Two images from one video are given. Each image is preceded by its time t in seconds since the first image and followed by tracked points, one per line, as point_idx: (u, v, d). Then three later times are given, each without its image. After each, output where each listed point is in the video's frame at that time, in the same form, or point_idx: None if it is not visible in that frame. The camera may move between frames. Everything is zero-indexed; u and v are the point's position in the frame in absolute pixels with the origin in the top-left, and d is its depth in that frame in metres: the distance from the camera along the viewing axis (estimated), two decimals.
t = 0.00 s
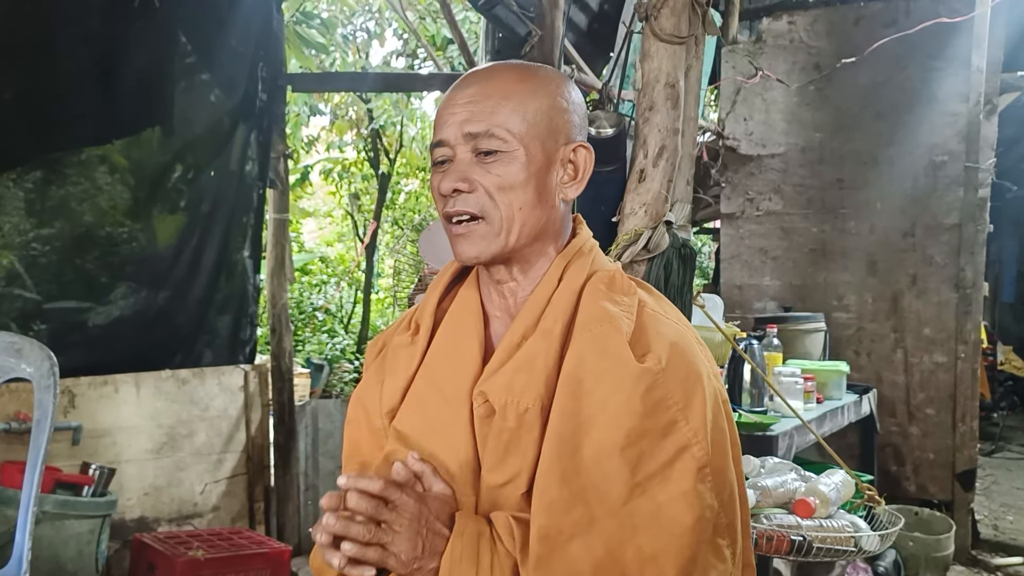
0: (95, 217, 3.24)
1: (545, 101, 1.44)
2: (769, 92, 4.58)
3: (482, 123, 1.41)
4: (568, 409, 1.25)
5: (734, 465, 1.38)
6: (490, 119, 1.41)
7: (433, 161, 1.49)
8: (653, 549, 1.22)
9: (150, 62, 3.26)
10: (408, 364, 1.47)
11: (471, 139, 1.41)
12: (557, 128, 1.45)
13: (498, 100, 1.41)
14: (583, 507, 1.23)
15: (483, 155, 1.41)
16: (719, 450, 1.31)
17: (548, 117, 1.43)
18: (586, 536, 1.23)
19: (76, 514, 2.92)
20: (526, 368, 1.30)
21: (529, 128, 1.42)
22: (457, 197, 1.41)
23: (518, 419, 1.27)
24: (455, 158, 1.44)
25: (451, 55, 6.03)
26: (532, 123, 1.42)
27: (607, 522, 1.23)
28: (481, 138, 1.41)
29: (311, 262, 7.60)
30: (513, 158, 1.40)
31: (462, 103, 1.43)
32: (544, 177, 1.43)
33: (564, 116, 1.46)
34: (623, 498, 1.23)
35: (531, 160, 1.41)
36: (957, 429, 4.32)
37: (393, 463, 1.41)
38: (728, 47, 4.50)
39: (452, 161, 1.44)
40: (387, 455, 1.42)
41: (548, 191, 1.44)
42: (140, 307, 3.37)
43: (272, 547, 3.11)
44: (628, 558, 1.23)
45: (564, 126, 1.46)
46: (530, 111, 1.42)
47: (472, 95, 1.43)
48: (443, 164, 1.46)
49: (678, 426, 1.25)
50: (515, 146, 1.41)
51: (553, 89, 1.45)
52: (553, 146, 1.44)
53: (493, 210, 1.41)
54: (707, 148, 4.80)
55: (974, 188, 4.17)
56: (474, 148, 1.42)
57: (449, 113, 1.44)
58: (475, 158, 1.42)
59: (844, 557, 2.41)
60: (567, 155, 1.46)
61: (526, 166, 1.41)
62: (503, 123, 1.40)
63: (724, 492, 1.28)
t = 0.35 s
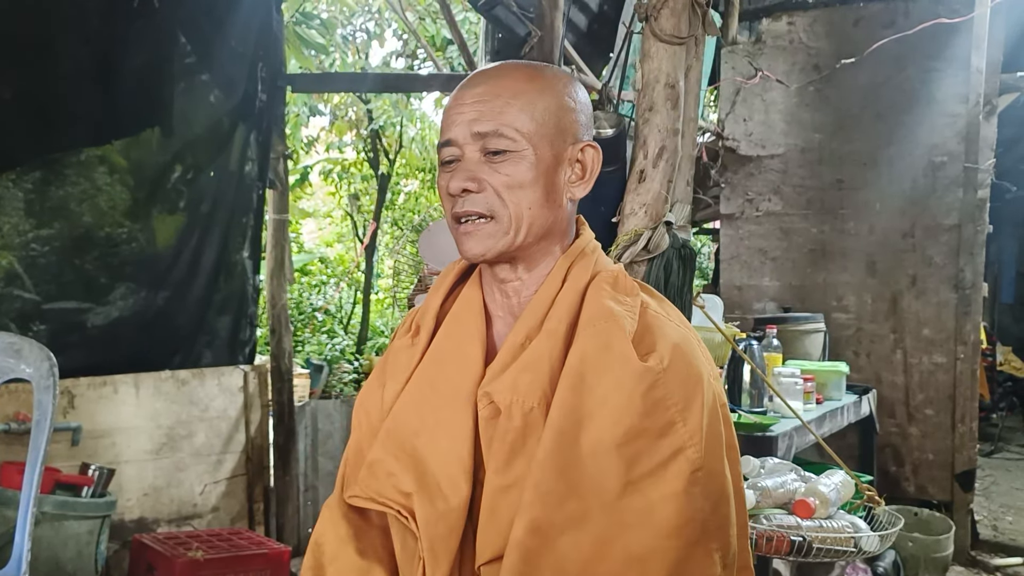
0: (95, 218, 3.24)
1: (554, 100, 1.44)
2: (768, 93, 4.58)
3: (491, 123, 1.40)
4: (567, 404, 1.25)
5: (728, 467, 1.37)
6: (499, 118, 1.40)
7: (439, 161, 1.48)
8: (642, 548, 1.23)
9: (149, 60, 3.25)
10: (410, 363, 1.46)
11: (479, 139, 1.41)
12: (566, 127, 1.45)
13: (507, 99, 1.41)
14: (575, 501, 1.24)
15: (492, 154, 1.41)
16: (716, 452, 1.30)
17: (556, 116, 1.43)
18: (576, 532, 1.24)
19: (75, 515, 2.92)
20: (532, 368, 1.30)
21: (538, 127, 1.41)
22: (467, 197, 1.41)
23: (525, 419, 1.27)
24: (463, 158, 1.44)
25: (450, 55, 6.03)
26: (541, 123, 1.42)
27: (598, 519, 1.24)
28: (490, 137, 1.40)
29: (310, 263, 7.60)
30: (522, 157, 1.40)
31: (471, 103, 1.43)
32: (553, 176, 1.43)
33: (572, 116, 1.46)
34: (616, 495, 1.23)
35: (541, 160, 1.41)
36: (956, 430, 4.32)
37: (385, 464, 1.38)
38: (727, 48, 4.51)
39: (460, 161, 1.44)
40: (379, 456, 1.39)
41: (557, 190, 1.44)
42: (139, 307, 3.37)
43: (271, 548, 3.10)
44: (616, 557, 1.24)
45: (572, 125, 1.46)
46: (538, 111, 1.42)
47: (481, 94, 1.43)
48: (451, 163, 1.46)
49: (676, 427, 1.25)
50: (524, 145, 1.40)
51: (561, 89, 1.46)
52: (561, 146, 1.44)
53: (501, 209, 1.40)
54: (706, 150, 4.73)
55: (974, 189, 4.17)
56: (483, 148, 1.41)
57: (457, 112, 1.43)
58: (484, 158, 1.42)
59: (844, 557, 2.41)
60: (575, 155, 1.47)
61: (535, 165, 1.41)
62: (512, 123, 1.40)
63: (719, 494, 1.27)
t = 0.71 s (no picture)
0: (94, 216, 3.24)
1: (535, 100, 1.42)
2: (767, 92, 4.58)
3: (471, 129, 1.39)
4: (561, 404, 1.24)
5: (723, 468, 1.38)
6: (477, 125, 1.39)
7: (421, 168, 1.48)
8: (632, 549, 1.23)
9: (149, 58, 3.25)
10: (402, 363, 1.46)
11: (460, 146, 1.40)
12: (548, 127, 1.44)
13: (487, 103, 1.40)
14: (568, 503, 1.23)
15: (473, 161, 1.40)
16: (710, 453, 1.30)
17: (538, 116, 1.42)
18: (568, 534, 1.23)
19: (75, 512, 2.91)
20: (525, 367, 1.29)
21: (518, 130, 1.40)
22: (450, 207, 1.40)
23: (516, 419, 1.26)
24: (444, 165, 1.43)
25: (450, 54, 6.03)
26: (522, 126, 1.40)
27: (589, 520, 1.24)
28: (471, 144, 1.40)
29: (308, 261, 7.59)
30: (505, 163, 1.39)
31: (450, 107, 1.41)
32: (537, 179, 1.42)
33: (554, 113, 1.45)
34: (609, 497, 1.23)
35: (524, 164, 1.40)
36: (955, 428, 4.33)
37: (377, 465, 1.38)
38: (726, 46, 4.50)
39: (441, 168, 1.43)
40: (371, 456, 1.39)
41: (541, 191, 1.43)
42: (138, 305, 3.37)
43: (271, 545, 3.10)
44: (607, 558, 1.24)
45: (553, 123, 1.44)
46: (519, 113, 1.40)
47: (460, 98, 1.41)
48: (432, 170, 1.45)
49: (670, 428, 1.25)
50: (506, 151, 1.39)
51: (543, 87, 1.44)
52: (544, 146, 1.43)
53: (488, 218, 1.40)
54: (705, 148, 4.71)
55: (973, 188, 4.18)
56: (464, 155, 1.41)
57: (436, 118, 1.42)
58: (466, 164, 1.41)
59: (843, 556, 2.41)
60: (559, 153, 1.45)
61: (518, 170, 1.40)
62: (491, 129, 1.39)
63: (714, 495, 1.28)
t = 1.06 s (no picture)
0: (94, 211, 3.23)
1: (513, 97, 1.42)
2: (768, 89, 4.57)
3: (449, 127, 1.39)
4: (546, 408, 1.24)
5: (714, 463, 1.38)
6: (456, 122, 1.39)
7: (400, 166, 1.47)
8: (624, 552, 1.23)
9: (149, 54, 3.25)
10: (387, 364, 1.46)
11: (437, 144, 1.40)
12: (529, 123, 1.44)
13: (464, 100, 1.40)
14: (557, 509, 1.23)
15: (451, 159, 1.40)
16: (700, 452, 1.30)
17: (517, 113, 1.42)
18: (558, 539, 1.23)
19: (73, 508, 2.91)
20: (510, 369, 1.28)
21: (498, 127, 1.40)
22: (430, 206, 1.40)
23: (501, 422, 1.25)
24: (423, 163, 1.42)
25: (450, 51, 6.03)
26: (501, 122, 1.40)
27: (579, 524, 1.23)
28: (449, 142, 1.39)
29: (308, 258, 7.59)
30: (484, 160, 1.39)
31: (427, 105, 1.41)
32: (517, 176, 1.42)
33: (535, 110, 1.45)
34: (597, 500, 1.23)
35: (503, 161, 1.40)
36: (955, 426, 4.33)
37: (361, 468, 1.37)
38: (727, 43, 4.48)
39: (420, 166, 1.43)
40: (356, 459, 1.38)
41: (522, 189, 1.43)
42: (138, 301, 3.38)
43: (270, 541, 3.10)
44: (598, 562, 1.24)
45: (534, 120, 1.45)
46: (498, 109, 1.40)
47: (438, 95, 1.41)
48: (411, 168, 1.45)
49: (658, 428, 1.25)
50: (484, 148, 1.39)
51: (520, 83, 1.44)
52: (524, 143, 1.43)
53: (468, 216, 1.39)
54: (706, 146, 4.80)
55: (973, 185, 4.18)
56: (442, 153, 1.40)
57: (414, 116, 1.42)
58: (444, 163, 1.41)
59: (842, 553, 2.41)
60: (540, 149, 1.45)
61: (498, 167, 1.39)
62: (470, 127, 1.39)
63: (705, 494, 1.28)
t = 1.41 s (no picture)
0: (95, 211, 3.24)
1: (462, 116, 1.28)
2: (769, 88, 4.58)
3: (400, 164, 1.25)
4: (531, 423, 1.20)
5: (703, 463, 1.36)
6: (408, 158, 1.25)
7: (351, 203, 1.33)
8: (622, 565, 1.21)
9: (150, 54, 3.24)
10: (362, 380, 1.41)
11: (390, 184, 1.26)
12: (481, 140, 1.30)
13: (411, 132, 1.25)
14: (551, 525, 1.20)
15: (407, 197, 1.27)
16: (690, 457, 1.28)
17: (469, 133, 1.28)
18: (553, 555, 1.21)
19: (75, 506, 2.91)
20: (491, 384, 1.24)
21: (450, 155, 1.27)
22: (392, 249, 1.28)
23: (484, 438, 1.20)
24: (378, 203, 1.29)
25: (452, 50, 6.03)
26: (454, 148, 1.27)
27: (574, 539, 1.21)
28: (402, 180, 1.26)
29: (309, 257, 7.59)
30: (443, 194, 1.26)
31: (372, 140, 1.26)
32: (479, 200, 1.30)
33: (486, 123, 1.31)
34: (590, 514, 1.20)
35: (461, 190, 1.27)
36: (956, 426, 4.33)
37: (337, 486, 1.33)
38: (728, 42, 4.51)
39: (374, 206, 1.29)
40: (333, 478, 1.34)
41: (485, 212, 1.31)
42: (139, 300, 3.39)
43: (271, 540, 3.10)
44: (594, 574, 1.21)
45: (486, 136, 1.31)
46: (448, 135, 1.27)
47: (383, 127, 1.26)
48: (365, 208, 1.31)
49: (646, 436, 1.23)
50: (441, 181, 1.26)
51: (466, 97, 1.29)
52: (479, 162, 1.30)
53: (432, 253, 1.28)
54: (707, 145, 4.80)
55: (975, 184, 4.18)
56: (396, 191, 1.27)
57: (360, 152, 1.27)
58: (400, 201, 1.27)
59: (843, 552, 2.41)
60: (497, 165, 1.32)
61: (457, 198, 1.27)
62: (421, 162, 1.25)
63: (697, 498, 1.27)
